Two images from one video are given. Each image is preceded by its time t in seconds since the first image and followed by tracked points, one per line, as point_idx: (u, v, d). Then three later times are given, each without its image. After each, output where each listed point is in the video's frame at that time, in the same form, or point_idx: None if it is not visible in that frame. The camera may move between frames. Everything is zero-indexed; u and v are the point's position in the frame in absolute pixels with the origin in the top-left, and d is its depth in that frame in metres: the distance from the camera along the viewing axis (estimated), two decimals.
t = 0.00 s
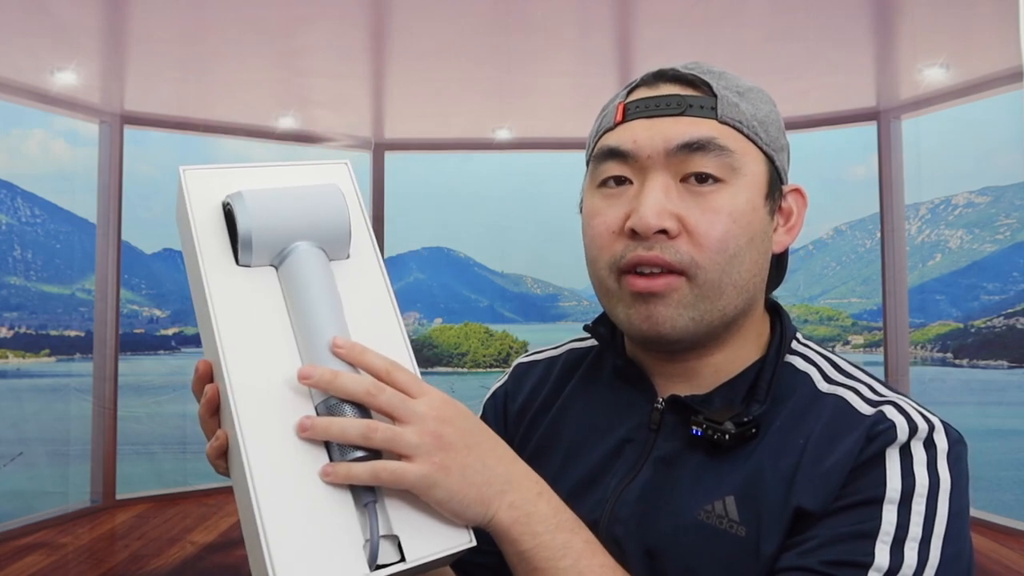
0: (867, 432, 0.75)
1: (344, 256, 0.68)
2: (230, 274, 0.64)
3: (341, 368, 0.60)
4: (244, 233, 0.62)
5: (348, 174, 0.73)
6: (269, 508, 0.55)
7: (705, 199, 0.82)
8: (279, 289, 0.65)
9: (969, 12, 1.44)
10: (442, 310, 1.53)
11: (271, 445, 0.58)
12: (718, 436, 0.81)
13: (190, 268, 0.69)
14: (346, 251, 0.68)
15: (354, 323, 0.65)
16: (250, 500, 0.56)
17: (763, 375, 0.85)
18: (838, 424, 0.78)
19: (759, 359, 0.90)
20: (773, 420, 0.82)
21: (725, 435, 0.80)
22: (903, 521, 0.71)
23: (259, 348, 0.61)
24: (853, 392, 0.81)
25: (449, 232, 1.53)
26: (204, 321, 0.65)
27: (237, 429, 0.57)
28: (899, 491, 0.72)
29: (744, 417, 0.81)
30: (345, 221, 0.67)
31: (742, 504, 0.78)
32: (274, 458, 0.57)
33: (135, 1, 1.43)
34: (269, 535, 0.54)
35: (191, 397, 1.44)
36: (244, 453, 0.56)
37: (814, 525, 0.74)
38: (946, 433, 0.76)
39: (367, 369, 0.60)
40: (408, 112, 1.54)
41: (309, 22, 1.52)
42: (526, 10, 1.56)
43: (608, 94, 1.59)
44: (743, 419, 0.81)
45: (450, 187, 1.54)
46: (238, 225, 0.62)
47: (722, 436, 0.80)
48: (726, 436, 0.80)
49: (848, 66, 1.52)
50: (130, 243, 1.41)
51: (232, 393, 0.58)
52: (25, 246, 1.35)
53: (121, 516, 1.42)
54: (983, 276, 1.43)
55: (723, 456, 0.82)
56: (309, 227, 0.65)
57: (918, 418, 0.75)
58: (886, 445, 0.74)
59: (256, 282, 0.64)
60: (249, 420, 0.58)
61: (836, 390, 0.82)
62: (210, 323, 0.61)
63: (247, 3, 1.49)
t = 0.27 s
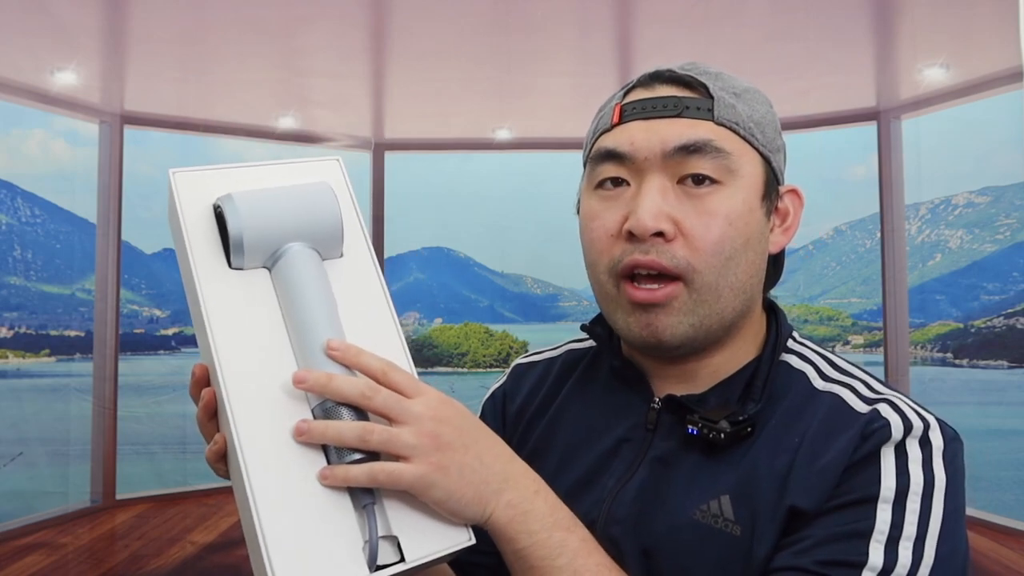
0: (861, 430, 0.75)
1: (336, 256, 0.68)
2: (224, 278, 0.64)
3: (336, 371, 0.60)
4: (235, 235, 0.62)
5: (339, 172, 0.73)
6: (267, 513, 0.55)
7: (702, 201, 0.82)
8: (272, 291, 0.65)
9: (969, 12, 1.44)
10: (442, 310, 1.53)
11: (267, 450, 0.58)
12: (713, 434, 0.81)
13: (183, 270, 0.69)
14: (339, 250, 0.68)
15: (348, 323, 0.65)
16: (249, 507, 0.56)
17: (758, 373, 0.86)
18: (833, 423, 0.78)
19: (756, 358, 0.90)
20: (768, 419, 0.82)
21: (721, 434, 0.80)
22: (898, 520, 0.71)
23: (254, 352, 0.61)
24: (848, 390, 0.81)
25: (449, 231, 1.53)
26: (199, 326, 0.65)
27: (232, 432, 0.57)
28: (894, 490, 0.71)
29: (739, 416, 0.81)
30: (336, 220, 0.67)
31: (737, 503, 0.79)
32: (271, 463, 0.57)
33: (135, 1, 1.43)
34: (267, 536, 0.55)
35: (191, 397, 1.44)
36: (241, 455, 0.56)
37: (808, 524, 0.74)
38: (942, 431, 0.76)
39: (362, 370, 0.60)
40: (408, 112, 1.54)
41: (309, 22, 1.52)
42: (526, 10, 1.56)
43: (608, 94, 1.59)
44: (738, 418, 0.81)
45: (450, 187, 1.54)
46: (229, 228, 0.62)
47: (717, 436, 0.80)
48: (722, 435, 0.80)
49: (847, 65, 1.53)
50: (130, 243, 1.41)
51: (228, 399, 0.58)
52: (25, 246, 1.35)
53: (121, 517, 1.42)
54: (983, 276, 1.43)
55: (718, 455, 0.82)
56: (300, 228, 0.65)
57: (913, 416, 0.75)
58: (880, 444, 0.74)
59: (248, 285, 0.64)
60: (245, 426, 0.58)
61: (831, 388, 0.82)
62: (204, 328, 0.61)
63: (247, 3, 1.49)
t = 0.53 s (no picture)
0: (857, 430, 0.75)
1: (326, 266, 0.69)
2: (212, 290, 0.64)
3: (327, 379, 0.60)
4: (224, 249, 0.62)
5: (326, 184, 0.73)
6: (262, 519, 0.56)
7: (704, 203, 0.82)
8: (262, 303, 0.65)
9: (969, 12, 1.44)
10: (442, 310, 1.53)
11: (262, 457, 0.58)
12: (709, 433, 0.81)
13: (172, 284, 0.69)
14: (328, 261, 0.69)
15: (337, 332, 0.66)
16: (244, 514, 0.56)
17: (755, 373, 0.86)
18: (830, 422, 0.78)
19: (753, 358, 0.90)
20: (765, 418, 0.82)
21: (717, 433, 0.80)
22: (891, 520, 0.70)
23: (244, 362, 0.62)
24: (844, 389, 0.81)
25: (449, 231, 1.53)
26: (190, 337, 0.65)
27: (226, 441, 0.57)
28: (888, 490, 0.71)
29: (735, 415, 0.81)
30: (324, 231, 0.67)
31: (732, 503, 0.79)
32: (264, 470, 0.57)
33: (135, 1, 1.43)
34: (262, 543, 0.55)
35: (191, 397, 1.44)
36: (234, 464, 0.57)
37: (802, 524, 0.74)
38: (937, 431, 0.76)
39: (352, 378, 0.60)
40: (408, 112, 1.54)
41: (309, 21, 1.52)
42: (526, 10, 1.56)
43: (608, 94, 1.58)
44: (734, 417, 0.81)
45: (450, 187, 1.54)
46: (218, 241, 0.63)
47: (713, 435, 0.80)
48: (718, 434, 0.80)
49: (847, 65, 1.53)
50: (130, 243, 1.41)
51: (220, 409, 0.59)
52: (25, 246, 1.35)
53: (121, 516, 1.42)
54: (983, 276, 1.43)
55: (715, 454, 0.82)
56: (289, 240, 0.65)
57: (908, 416, 0.75)
58: (875, 444, 0.74)
59: (239, 297, 0.64)
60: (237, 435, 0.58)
61: (827, 388, 0.82)
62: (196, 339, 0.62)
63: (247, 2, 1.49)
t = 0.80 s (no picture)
0: (855, 428, 0.75)
1: (357, 253, 0.68)
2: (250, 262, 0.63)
3: (352, 355, 0.60)
4: (264, 224, 0.62)
5: (365, 176, 0.72)
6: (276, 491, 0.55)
7: (707, 200, 0.82)
8: (296, 279, 0.65)
9: (969, 12, 1.44)
10: (442, 310, 1.53)
11: (285, 429, 0.57)
12: (707, 432, 0.81)
13: (206, 255, 0.68)
14: (360, 248, 0.68)
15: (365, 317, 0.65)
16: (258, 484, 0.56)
17: (753, 371, 0.86)
18: (827, 420, 0.78)
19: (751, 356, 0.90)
20: (764, 417, 0.82)
21: (715, 432, 0.80)
22: (891, 518, 0.70)
23: (273, 332, 0.61)
24: (842, 388, 0.81)
25: (449, 231, 1.53)
26: (220, 305, 0.65)
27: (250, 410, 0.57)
28: (886, 488, 0.71)
29: (734, 414, 0.81)
30: (360, 219, 0.67)
31: (731, 502, 0.78)
32: (283, 442, 0.57)
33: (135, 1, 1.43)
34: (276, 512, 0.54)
35: (191, 397, 1.44)
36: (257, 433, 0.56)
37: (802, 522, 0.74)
38: (935, 428, 0.76)
39: (377, 356, 0.60)
40: (408, 112, 1.54)
41: (309, 22, 1.52)
42: (526, 10, 1.56)
43: (608, 94, 1.59)
44: (732, 416, 0.81)
45: (450, 187, 1.54)
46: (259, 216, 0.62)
47: (712, 433, 0.80)
48: (716, 433, 0.80)
49: (846, 66, 1.53)
50: (130, 243, 1.41)
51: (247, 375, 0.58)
52: (25, 246, 1.35)
53: (121, 516, 1.42)
54: (983, 276, 1.43)
55: (713, 453, 0.82)
56: (328, 222, 0.65)
57: (906, 413, 0.75)
58: (873, 441, 0.74)
59: (274, 273, 0.64)
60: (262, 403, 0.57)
61: (825, 386, 0.82)
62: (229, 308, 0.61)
63: (246, 3, 1.49)
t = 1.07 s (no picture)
0: (859, 427, 0.75)
1: (358, 259, 0.68)
2: (247, 267, 0.64)
3: (339, 363, 0.60)
4: (261, 229, 0.62)
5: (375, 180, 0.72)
6: (251, 502, 0.55)
7: (714, 209, 0.82)
8: (291, 285, 0.65)
9: (969, 12, 1.44)
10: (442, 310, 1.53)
11: (266, 443, 0.57)
12: (712, 434, 0.81)
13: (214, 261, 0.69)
14: (361, 254, 0.68)
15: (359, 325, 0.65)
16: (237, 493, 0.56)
17: (758, 374, 0.85)
18: (831, 420, 0.78)
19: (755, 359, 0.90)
20: (767, 417, 0.82)
21: (720, 433, 0.80)
22: (897, 515, 0.70)
23: (265, 339, 0.61)
24: (845, 389, 0.81)
25: (449, 232, 1.53)
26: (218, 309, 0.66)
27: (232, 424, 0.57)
28: (891, 487, 0.71)
29: (738, 415, 0.81)
30: (361, 224, 0.66)
31: (736, 502, 0.79)
32: (263, 452, 0.57)
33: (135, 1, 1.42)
34: (252, 530, 0.55)
35: (191, 397, 1.44)
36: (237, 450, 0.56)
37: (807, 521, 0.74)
38: (938, 428, 0.76)
39: (365, 366, 0.60)
40: (408, 112, 1.54)
41: (309, 21, 1.52)
42: (526, 10, 1.56)
43: (608, 94, 1.59)
44: (737, 417, 0.81)
45: (450, 187, 1.54)
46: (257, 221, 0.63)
47: (717, 435, 0.80)
48: (721, 435, 0.80)
49: (846, 66, 1.53)
50: (130, 243, 1.41)
51: (234, 384, 0.58)
52: (25, 246, 1.35)
53: (121, 516, 1.42)
54: (983, 276, 1.44)
55: (717, 454, 0.82)
56: (326, 228, 0.65)
57: (910, 413, 0.75)
58: (878, 441, 0.74)
59: (270, 278, 0.64)
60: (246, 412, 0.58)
61: (828, 387, 0.82)
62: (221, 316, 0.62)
63: (246, 2, 1.49)
